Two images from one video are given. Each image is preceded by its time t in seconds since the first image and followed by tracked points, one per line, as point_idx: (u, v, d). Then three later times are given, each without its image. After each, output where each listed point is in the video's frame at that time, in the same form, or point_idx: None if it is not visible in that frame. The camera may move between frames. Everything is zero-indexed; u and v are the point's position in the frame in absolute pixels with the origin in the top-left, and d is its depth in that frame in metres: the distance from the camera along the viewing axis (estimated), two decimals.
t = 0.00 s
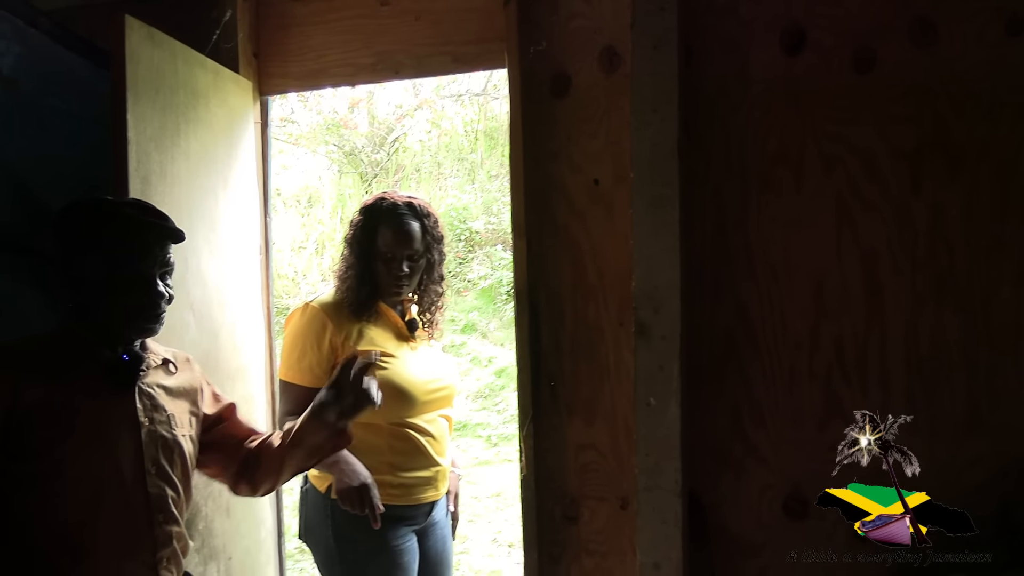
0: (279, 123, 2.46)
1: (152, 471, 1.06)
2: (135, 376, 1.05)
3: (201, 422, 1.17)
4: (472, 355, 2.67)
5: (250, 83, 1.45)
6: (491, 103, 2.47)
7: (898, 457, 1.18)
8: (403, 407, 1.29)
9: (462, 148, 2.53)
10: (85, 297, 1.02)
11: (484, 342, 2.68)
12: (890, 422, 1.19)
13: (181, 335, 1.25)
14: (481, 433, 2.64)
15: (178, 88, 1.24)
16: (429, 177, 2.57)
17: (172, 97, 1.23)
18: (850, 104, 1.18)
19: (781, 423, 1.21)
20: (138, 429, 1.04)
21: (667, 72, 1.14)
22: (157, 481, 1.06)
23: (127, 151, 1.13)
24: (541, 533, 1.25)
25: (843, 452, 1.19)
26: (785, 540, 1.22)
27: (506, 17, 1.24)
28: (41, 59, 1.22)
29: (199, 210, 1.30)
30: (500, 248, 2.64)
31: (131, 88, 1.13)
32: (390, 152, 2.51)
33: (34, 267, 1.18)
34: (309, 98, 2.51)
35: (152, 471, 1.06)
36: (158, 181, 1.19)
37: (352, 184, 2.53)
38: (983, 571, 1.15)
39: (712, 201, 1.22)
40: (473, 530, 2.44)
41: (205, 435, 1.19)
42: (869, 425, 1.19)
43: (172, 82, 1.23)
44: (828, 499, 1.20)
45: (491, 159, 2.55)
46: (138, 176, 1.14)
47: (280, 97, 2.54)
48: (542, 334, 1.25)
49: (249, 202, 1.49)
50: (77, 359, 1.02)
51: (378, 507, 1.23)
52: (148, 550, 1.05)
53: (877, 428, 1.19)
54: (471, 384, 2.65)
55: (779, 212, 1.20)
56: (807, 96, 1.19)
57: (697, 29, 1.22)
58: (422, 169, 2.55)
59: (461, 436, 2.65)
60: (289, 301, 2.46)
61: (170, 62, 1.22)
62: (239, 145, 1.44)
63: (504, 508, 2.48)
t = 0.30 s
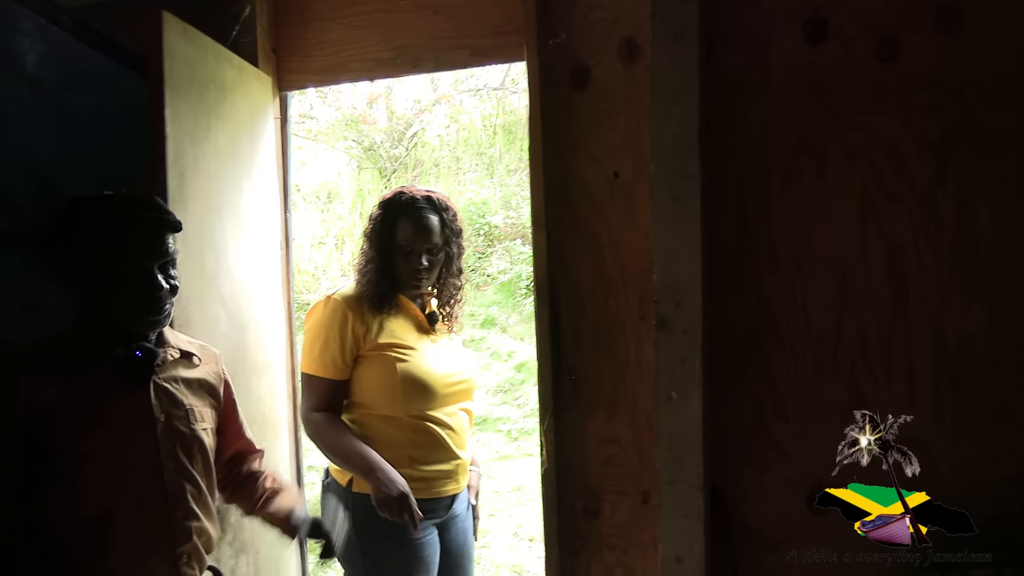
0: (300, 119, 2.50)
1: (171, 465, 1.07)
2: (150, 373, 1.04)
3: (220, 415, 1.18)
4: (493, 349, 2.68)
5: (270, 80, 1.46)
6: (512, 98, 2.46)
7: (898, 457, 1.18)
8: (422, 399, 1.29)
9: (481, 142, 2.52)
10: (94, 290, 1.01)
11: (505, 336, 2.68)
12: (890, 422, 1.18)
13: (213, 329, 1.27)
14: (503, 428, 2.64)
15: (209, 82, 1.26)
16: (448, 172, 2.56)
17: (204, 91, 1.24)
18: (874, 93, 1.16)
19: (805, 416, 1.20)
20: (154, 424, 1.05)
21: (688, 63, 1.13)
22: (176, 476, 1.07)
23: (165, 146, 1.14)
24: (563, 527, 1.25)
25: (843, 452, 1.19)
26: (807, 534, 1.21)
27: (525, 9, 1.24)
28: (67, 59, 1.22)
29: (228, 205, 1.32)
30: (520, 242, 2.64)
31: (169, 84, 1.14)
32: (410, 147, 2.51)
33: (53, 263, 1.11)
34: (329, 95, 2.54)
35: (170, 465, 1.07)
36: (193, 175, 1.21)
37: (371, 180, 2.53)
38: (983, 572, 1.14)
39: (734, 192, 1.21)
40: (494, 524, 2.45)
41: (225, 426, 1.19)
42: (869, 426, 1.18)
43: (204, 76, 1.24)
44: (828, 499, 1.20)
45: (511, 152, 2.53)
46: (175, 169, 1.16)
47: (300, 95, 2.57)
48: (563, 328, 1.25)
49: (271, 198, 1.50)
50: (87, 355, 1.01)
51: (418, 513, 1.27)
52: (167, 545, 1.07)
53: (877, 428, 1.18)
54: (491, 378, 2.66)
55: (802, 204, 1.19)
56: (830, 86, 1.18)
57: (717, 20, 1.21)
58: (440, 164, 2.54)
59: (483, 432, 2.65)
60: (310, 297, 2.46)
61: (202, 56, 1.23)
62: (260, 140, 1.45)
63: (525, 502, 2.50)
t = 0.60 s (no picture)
0: (318, 114, 2.52)
1: (191, 457, 1.05)
2: (169, 363, 1.03)
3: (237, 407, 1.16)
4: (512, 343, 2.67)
5: (289, 72, 1.48)
6: (530, 92, 2.47)
7: (898, 457, 1.16)
8: (445, 389, 1.29)
9: (499, 137, 2.52)
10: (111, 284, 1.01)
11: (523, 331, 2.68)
12: (890, 422, 1.17)
13: (231, 322, 1.27)
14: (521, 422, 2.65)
15: (227, 76, 1.26)
16: (467, 167, 2.56)
17: (221, 84, 1.24)
18: (897, 84, 1.14)
19: (826, 411, 1.19)
20: (172, 415, 1.03)
21: (708, 53, 1.11)
22: (196, 467, 1.05)
23: (182, 139, 1.15)
24: (580, 521, 1.25)
25: (843, 452, 1.19)
26: (827, 531, 1.20)
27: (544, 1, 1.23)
28: (86, 50, 1.20)
29: (246, 197, 1.32)
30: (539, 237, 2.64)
31: (186, 77, 1.14)
32: (428, 141, 2.52)
33: (74, 254, 1.13)
34: (348, 90, 2.56)
35: (190, 457, 1.05)
36: (210, 168, 1.21)
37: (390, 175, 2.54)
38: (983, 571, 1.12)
39: (755, 184, 1.20)
40: (512, 518, 2.46)
41: (240, 423, 1.17)
42: (869, 425, 1.18)
43: (222, 69, 1.24)
44: (828, 499, 1.20)
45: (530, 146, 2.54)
46: (192, 162, 1.16)
47: (320, 89, 2.57)
48: (582, 321, 1.25)
49: (290, 191, 1.51)
50: (108, 350, 1.00)
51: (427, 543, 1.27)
52: (185, 535, 1.03)
53: (877, 428, 1.17)
54: (509, 372, 2.66)
55: (824, 196, 1.18)
56: (852, 77, 1.16)
57: (738, 11, 1.20)
58: (458, 159, 2.55)
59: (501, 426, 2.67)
60: (331, 290, 2.52)
61: (220, 49, 1.24)
62: (279, 134, 1.45)
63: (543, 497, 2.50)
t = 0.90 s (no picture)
0: (334, 108, 2.51)
1: (205, 451, 1.04)
2: (181, 357, 1.03)
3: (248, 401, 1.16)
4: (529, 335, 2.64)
5: (301, 67, 1.49)
6: (545, 83, 2.44)
7: (898, 457, 1.16)
8: (465, 380, 1.30)
9: (515, 130, 2.53)
10: (120, 281, 1.01)
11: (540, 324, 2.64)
12: (890, 422, 1.17)
13: (241, 317, 1.27)
14: (539, 415, 2.65)
15: (233, 72, 1.26)
16: (483, 161, 2.56)
17: (227, 81, 1.24)
18: (914, 69, 1.13)
19: (844, 401, 1.19)
20: (186, 409, 1.03)
21: (723, 41, 1.10)
22: (212, 459, 1.04)
23: (186, 135, 1.15)
24: (598, 513, 1.25)
25: (843, 452, 1.19)
26: (846, 520, 1.20)
27: None
28: (94, 43, 1.17)
29: (256, 192, 1.32)
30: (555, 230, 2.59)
31: (188, 74, 1.14)
32: (443, 135, 2.54)
33: (86, 249, 1.11)
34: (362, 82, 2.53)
35: (204, 451, 1.04)
36: (215, 164, 1.21)
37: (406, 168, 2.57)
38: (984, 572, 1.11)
39: (771, 173, 1.19)
40: (531, 510, 2.50)
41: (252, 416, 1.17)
42: (869, 425, 1.18)
43: (227, 66, 1.24)
44: (828, 499, 1.20)
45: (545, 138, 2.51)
46: (196, 159, 1.16)
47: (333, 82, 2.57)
48: (597, 312, 1.24)
49: (304, 185, 1.51)
50: (119, 345, 1.00)
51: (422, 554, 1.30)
52: (203, 527, 1.03)
53: (877, 428, 1.17)
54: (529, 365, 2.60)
55: (841, 184, 1.17)
56: (868, 63, 1.15)
57: None
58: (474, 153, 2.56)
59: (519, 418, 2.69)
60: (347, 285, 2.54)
61: (225, 45, 1.24)
62: (291, 129, 1.46)
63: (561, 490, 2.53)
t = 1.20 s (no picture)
0: (347, 103, 2.55)
1: (211, 442, 1.02)
2: (187, 349, 1.01)
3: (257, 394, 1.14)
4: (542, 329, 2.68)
5: (314, 61, 1.50)
6: (559, 80, 2.45)
7: (898, 457, 1.16)
8: (470, 375, 1.29)
9: (528, 123, 2.52)
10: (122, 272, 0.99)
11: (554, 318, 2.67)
12: (890, 422, 1.16)
13: (253, 310, 1.27)
14: (551, 409, 2.68)
15: (245, 65, 1.26)
16: (496, 155, 2.57)
17: (239, 74, 1.25)
18: (932, 62, 1.11)
19: (858, 397, 1.18)
20: (191, 401, 1.01)
21: (738, 32, 1.09)
22: (218, 451, 1.02)
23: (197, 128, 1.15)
24: (609, 508, 1.25)
25: (843, 452, 1.19)
26: (860, 518, 1.19)
27: None
28: (106, 36, 1.18)
29: (268, 185, 1.32)
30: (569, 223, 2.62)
31: (200, 67, 1.14)
32: (457, 129, 2.52)
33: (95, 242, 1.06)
34: (376, 77, 2.56)
35: (210, 442, 1.02)
36: (227, 158, 1.21)
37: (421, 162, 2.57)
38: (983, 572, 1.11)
39: (785, 167, 1.19)
40: (543, 505, 2.49)
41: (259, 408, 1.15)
42: (869, 425, 1.17)
43: (239, 59, 1.24)
44: (828, 499, 1.20)
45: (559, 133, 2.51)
46: (208, 152, 1.16)
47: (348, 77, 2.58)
48: (610, 306, 1.24)
49: (316, 179, 1.52)
50: (125, 338, 0.98)
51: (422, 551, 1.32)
52: (208, 519, 1.01)
53: (877, 428, 1.17)
54: (539, 360, 2.69)
55: (856, 178, 1.16)
56: (884, 56, 1.14)
57: None
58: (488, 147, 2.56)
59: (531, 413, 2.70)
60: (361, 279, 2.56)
61: (237, 39, 1.24)
62: (303, 123, 1.46)
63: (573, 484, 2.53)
